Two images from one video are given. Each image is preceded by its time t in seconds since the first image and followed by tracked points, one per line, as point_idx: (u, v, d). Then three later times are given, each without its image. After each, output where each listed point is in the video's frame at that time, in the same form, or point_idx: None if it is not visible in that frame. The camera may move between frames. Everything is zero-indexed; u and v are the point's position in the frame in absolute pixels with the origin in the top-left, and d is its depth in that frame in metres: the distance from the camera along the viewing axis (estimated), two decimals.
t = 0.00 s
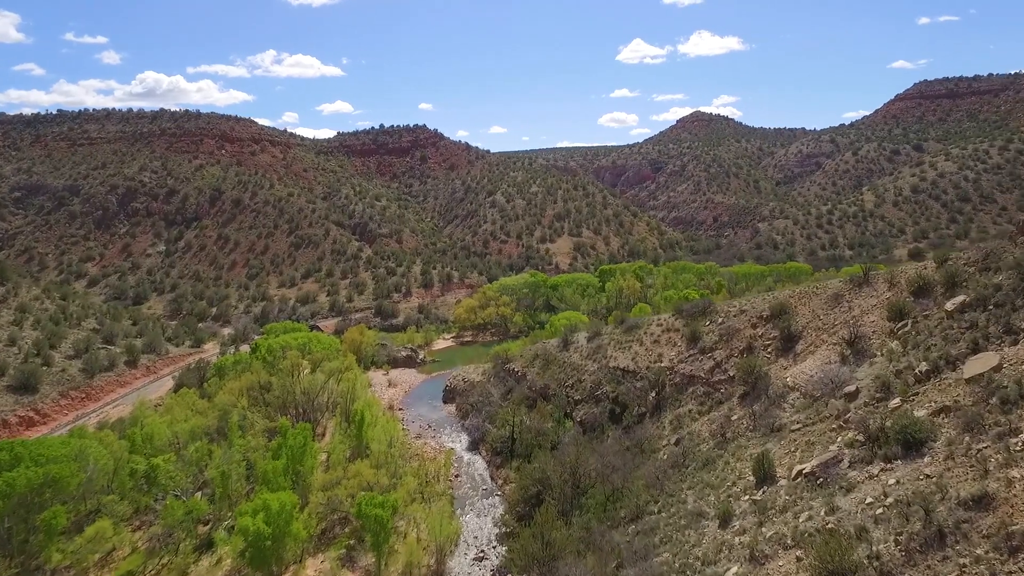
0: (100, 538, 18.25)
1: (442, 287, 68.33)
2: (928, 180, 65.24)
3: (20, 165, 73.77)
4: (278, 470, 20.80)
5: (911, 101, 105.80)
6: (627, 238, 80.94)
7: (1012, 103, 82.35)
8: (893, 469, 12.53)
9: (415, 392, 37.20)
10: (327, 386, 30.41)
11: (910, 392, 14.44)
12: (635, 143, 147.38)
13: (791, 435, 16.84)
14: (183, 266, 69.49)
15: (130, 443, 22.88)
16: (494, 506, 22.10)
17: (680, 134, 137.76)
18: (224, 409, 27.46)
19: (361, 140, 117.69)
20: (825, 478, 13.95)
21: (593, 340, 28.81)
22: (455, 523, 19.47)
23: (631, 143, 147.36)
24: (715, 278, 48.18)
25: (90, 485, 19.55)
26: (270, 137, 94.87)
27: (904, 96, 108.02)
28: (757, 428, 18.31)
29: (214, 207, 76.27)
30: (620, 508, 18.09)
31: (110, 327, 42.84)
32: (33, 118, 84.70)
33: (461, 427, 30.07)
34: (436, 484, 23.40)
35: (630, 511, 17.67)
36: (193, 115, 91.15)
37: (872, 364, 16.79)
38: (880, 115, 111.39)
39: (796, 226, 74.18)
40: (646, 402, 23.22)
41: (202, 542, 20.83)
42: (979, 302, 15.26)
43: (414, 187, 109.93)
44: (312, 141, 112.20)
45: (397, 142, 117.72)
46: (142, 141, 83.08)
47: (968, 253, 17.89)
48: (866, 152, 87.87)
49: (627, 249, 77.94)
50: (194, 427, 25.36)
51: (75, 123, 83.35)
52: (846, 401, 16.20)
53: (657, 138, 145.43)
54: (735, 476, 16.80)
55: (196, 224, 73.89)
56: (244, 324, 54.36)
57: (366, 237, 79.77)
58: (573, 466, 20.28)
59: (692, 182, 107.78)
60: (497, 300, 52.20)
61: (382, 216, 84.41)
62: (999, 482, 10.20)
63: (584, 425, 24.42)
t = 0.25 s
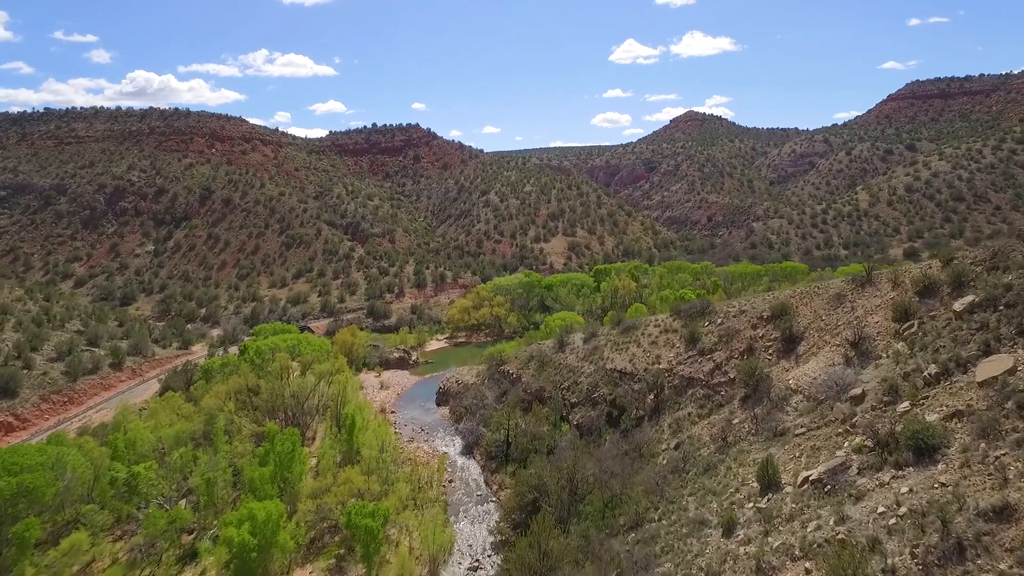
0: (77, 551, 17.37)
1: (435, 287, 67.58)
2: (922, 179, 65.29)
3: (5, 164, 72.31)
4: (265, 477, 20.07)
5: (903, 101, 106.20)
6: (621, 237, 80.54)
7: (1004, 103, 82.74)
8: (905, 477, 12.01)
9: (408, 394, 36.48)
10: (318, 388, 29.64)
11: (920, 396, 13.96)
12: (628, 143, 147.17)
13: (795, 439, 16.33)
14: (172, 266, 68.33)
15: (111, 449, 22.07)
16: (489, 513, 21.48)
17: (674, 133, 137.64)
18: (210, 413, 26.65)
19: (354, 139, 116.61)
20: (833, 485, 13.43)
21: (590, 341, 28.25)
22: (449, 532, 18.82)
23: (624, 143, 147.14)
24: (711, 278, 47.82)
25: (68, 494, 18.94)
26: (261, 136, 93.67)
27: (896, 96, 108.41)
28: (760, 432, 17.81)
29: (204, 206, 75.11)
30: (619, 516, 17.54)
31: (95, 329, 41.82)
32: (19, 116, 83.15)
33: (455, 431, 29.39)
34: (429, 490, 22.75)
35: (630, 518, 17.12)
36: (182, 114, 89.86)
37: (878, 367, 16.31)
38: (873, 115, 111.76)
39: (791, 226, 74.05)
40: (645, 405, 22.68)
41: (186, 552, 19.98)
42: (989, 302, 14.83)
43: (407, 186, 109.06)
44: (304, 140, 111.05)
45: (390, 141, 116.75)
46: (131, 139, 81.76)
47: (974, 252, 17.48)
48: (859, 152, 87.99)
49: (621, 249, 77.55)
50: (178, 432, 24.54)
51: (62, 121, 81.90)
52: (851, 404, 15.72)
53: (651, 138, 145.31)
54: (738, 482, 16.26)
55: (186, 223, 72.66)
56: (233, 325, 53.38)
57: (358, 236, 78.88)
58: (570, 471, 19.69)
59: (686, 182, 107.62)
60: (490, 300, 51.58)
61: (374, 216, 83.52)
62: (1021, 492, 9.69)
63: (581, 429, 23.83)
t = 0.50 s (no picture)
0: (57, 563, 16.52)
1: (430, 287, 66.90)
2: (919, 178, 65.20)
3: None
4: (254, 483, 19.45)
5: (898, 100, 106.39)
6: (617, 237, 80.12)
7: (998, 102, 82.89)
8: (918, 484, 11.56)
9: (402, 396, 35.86)
10: (310, 390, 28.97)
11: (930, 399, 13.52)
12: (624, 143, 146.86)
13: (801, 443, 15.86)
14: (163, 266, 67.38)
15: (95, 455, 21.36)
16: (485, 520, 20.95)
17: (669, 133, 137.44)
18: (199, 417, 25.96)
19: (348, 138, 115.69)
20: (842, 492, 12.97)
21: (587, 342, 27.73)
22: (444, 539, 18.27)
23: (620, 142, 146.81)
24: (708, 278, 47.44)
25: (48, 502, 18.42)
26: (255, 135, 92.70)
27: (891, 96, 108.58)
28: (763, 436, 17.35)
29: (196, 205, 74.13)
30: (619, 522, 17.05)
31: (83, 330, 40.97)
32: (8, 114, 81.94)
33: (450, 434, 28.82)
34: (424, 495, 22.18)
35: (630, 525, 16.63)
36: (175, 112, 88.83)
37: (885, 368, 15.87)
38: (868, 115, 111.92)
39: (787, 225, 73.83)
40: (645, 408, 22.18)
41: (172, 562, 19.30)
42: (1000, 302, 14.40)
43: (402, 185, 108.28)
44: (298, 139, 110.07)
45: (384, 140, 115.90)
46: (122, 138, 80.69)
47: (983, 251, 17.06)
48: (855, 151, 87.98)
49: (618, 249, 77.14)
50: (166, 436, 23.87)
51: (52, 120, 80.75)
52: (858, 407, 15.27)
53: (646, 137, 145.04)
54: (741, 488, 15.78)
55: (178, 223, 71.67)
56: (225, 325, 52.59)
57: (353, 236, 78.10)
58: (568, 477, 19.18)
59: (682, 181, 107.40)
60: (486, 300, 50.99)
61: (369, 215, 82.76)
62: None
63: (579, 432, 23.31)
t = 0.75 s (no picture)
0: None
1: (424, 287, 66.13)
2: (915, 177, 65.14)
3: None
4: (241, 491, 18.73)
5: (892, 100, 106.64)
6: (613, 236, 79.66)
7: (993, 102, 83.23)
8: (935, 493, 11.02)
9: (395, 398, 35.13)
10: (300, 394, 28.20)
11: (943, 403, 12.98)
12: (619, 142, 146.53)
13: (808, 448, 15.30)
14: (153, 265, 66.29)
15: (76, 461, 20.60)
16: (481, 527, 20.33)
17: (664, 133, 137.26)
18: (185, 421, 25.16)
19: (342, 136, 114.66)
20: (853, 500, 12.42)
21: (585, 343, 27.14)
22: (438, 548, 17.63)
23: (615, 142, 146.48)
24: (706, 278, 47.02)
25: (25, 512, 17.84)
26: (247, 134, 91.64)
27: (886, 95, 108.86)
28: (768, 441, 16.82)
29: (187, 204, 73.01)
30: (619, 530, 16.48)
31: (68, 331, 39.99)
32: None
33: (444, 437, 28.14)
34: (417, 502, 21.53)
35: (631, 534, 16.06)
36: (166, 111, 87.64)
37: (895, 370, 15.34)
38: (862, 115, 112.12)
39: (784, 225, 73.59)
40: (644, 411, 21.62)
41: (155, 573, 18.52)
42: (1014, 302, 13.90)
43: (396, 185, 107.41)
44: (291, 138, 108.99)
45: (378, 139, 114.95)
46: (112, 136, 79.46)
47: (993, 249, 16.59)
48: (850, 151, 87.96)
49: (613, 248, 76.72)
50: (150, 441, 23.08)
51: (41, 118, 79.43)
52: (867, 411, 14.73)
53: (641, 137, 144.76)
54: (746, 495, 15.23)
55: (168, 222, 70.56)
56: (216, 326, 51.66)
57: (346, 236, 77.21)
58: (567, 483, 18.59)
59: (677, 181, 107.18)
60: (481, 300, 50.33)
61: (362, 215, 81.88)
62: None
63: (577, 436, 22.71)
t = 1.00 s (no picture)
0: None
1: (418, 287, 65.44)
2: (910, 177, 65.25)
3: None
4: (228, 498, 18.07)
5: (886, 100, 107.10)
6: (608, 236, 79.32)
7: (986, 102, 83.76)
8: (951, 501, 10.54)
9: (389, 400, 34.45)
10: (291, 396, 27.57)
11: (955, 406, 12.54)
12: (613, 142, 146.32)
13: (814, 452, 14.84)
14: (144, 266, 65.24)
15: (56, 469, 19.86)
16: (476, 534, 19.76)
17: (659, 132, 137.10)
18: (172, 425, 24.42)
19: (335, 136, 113.70)
20: (864, 508, 11.93)
21: (582, 344, 26.62)
22: (433, 556, 17.08)
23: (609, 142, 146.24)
24: (702, 277, 46.74)
25: None
26: (239, 133, 90.62)
27: (880, 95, 109.23)
28: (772, 445, 16.34)
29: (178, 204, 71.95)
30: (619, 538, 15.98)
31: (52, 334, 39.06)
32: None
33: (439, 441, 27.53)
34: (411, 508, 20.96)
35: (631, 541, 15.55)
36: (157, 110, 86.49)
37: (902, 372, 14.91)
38: (856, 114, 112.48)
39: (780, 224, 73.46)
40: (643, 414, 21.13)
41: None
42: None
43: (390, 184, 106.63)
44: (284, 137, 107.95)
45: (372, 139, 114.11)
46: (102, 135, 78.25)
47: (1000, 248, 16.23)
48: (844, 151, 88.06)
49: (609, 248, 76.32)
50: (134, 446, 22.35)
51: (29, 116, 78.12)
52: (875, 414, 14.28)
53: (636, 136, 144.64)
54: (751, 501, 14.74)
55: (159, 222, 69.47)
56: (206, 328, 50.79)
57: (339, 236, 76.39)
58: (565, 489, 18.06)
59: (672, 180, 106.96)
60: (476, 300, 49.75)
61: (356, 214, 81.09)
62: None
63: (575, 440, 22.17)
